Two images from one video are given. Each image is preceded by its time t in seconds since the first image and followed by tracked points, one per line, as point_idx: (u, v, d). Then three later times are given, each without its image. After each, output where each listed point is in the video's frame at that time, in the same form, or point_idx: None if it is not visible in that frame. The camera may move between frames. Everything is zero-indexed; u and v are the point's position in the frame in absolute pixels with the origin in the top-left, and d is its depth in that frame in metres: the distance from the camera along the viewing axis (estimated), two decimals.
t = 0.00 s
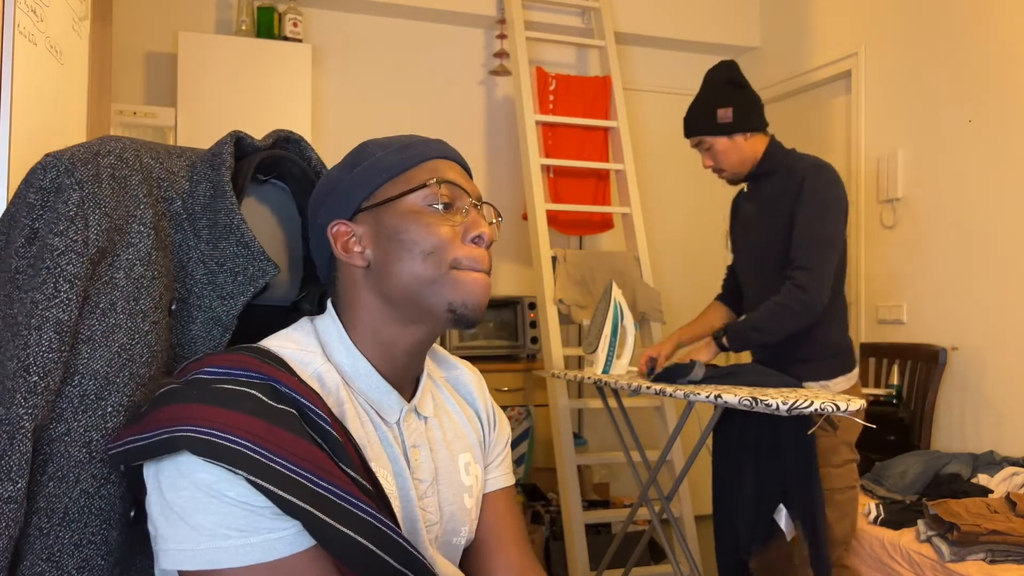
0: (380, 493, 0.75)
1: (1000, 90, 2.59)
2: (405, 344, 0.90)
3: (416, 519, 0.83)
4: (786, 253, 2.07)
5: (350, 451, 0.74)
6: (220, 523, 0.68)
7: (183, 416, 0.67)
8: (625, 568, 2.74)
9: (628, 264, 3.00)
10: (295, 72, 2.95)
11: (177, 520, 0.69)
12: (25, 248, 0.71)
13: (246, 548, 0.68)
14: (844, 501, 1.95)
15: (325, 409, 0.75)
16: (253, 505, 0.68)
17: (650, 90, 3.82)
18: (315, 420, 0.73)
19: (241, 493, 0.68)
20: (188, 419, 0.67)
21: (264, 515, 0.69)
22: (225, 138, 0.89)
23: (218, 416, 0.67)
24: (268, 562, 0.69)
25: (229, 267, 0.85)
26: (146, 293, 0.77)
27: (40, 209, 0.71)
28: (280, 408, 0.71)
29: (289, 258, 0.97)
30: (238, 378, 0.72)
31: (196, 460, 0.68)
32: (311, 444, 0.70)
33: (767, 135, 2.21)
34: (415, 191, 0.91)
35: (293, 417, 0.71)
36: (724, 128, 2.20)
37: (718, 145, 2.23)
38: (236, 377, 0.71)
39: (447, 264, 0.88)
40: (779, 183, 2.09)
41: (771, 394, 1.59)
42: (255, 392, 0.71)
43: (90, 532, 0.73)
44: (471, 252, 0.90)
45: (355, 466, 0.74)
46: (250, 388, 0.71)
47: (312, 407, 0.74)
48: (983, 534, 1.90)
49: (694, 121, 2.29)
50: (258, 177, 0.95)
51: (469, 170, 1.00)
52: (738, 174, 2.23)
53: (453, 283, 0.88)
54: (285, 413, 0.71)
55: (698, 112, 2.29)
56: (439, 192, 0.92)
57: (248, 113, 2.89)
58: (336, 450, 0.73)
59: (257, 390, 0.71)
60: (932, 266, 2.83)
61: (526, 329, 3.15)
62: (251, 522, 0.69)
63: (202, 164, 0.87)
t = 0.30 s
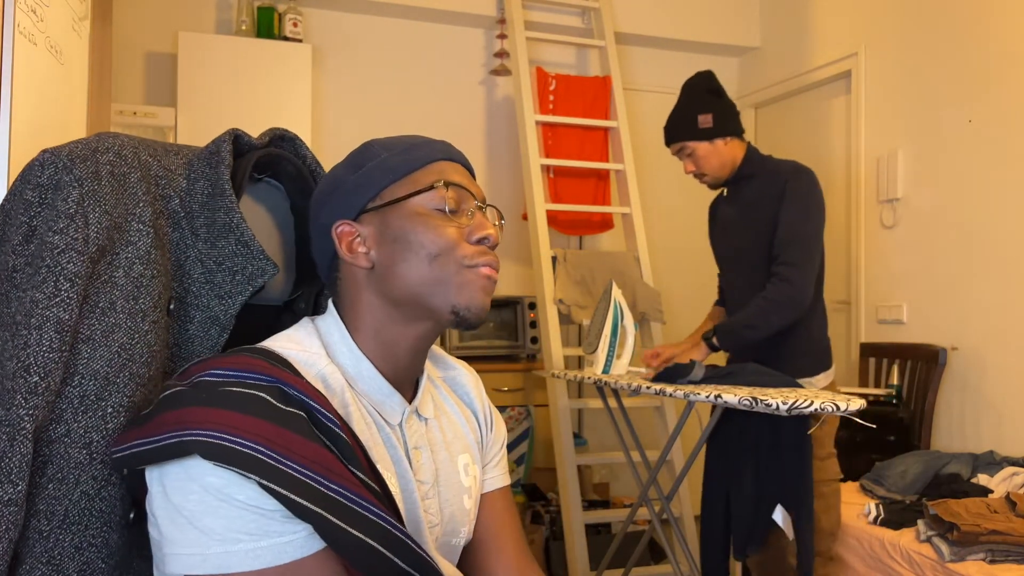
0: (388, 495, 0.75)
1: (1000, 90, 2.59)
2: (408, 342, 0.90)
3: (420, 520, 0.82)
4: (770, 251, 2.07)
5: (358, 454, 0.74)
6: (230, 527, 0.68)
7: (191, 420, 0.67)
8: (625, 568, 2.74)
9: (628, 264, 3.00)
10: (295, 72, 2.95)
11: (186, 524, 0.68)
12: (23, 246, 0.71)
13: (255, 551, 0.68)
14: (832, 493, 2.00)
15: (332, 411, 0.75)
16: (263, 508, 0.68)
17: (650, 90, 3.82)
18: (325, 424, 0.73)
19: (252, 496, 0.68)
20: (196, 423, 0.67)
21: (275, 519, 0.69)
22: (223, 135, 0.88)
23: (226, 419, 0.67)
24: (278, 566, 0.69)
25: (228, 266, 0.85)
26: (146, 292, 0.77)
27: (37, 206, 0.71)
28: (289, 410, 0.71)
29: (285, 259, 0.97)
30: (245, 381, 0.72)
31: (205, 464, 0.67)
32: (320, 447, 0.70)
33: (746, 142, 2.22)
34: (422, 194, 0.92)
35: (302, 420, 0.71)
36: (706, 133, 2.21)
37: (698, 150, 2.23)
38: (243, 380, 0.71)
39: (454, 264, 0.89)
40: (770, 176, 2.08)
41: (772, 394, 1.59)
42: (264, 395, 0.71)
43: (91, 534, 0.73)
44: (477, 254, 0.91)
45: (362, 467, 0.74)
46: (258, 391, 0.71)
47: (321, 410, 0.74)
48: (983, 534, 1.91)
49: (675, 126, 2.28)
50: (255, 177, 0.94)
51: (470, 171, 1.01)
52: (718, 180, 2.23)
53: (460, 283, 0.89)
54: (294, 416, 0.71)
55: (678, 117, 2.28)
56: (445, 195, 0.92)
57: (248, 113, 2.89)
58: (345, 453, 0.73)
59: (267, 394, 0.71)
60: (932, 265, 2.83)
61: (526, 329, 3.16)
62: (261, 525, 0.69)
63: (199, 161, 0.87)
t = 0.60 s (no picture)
0: (388, 496, 0.75)
1: (1001, 89, 2.59)
2: (408, 341, 0.90)
3: (421, 521, 0.82)
4: (763, 246, 2.06)
5: (358, 454, 0.74)
6: (230, 528, 0.68)
7: (190, 421, 0.67)
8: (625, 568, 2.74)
9: (628, 264, 3.00)
10: (295, 72, 2.95)
11: (186, 526, 0.68)
12: (23, 245, 0.71)
13: (256, 553, 0.68)
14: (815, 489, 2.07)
15: (334, 412, 0.75)
16: (263, 509, 0.68)
17: (649, 90, 3.82)
18: (325, 425, 0.73)
19: (252, 497, 0.68)
20: (196, 424, 0.67)
21: (275, 520, 0.69)
22: (224, 135, 0.88)
23: (226, 420, 0.67)
24: (278, 567, 0.69)
25: (228, 266, 0.85)
26: (146, 291, 0.77)
27: (38, 205, 0.72)
28: (289, 412, 0.71)
29: (286, 260, 0.97)
30: (246, 382, 0.72)
31: (206, 465, 0.68)
32: (321, 448, 0.70)
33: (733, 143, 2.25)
34: (425, 195, 0.92)
35: (303, 421, 0.71)
36: (698, 136, 2.21)
37: (690, 153, 2.24)
38: (244, 380, 0.72)
39: (455, 266, 0.89)
40: (768, 174, 2.08)
41: (771, 394, 1.59)
42: (265, 396, 0.71)
43: (91, 534, 0.73)
44: (478, 256, 0.91)
45: (363, 468, 0.74)
46: (259, 392, 0.71)
47: (322, 411, 0.74)
48: (983, 534, 1.91)
49: (667, 129, 2.29)
50: (255, 176, 0.94)
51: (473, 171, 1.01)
52: (709, 183, 2.25)
53: (461, 284, 0.89)
54: (295, 417, 0.71)
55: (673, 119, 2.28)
56: (447, 197, 0.92)
57: (248, 113, 2.89)
58: (345, 454, 0.73)
59: (267, 395, 0.71)
60: (932, 266, 2.83)
61: (526, 329, 3.16)
62: (261, 526, 0.69)
63: (200, 161, 0.87)
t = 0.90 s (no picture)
0: (387, 497, 0.75)
1: (1001, 89, 2.59)
2: (409, 342, 0.90)
3: (420, 520, 0.83)
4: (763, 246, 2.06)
5: (358, 454, 0.74)
6: (229, 528, 0.68)
7: (189, 421, 0.67)
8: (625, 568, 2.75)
9: (628, 264, 3.00)
10: (295, 72, 2.95)
11: (186, 525, 0.68)
12: (24, 245, 0.71)
13: (255, 553, 0.68)
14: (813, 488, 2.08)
15: (333, 412, 0.75)
16: (262, 509, 0.69)
17: (649, 90, 3.82)
18: (325, 425, 0.73)
19: (251, 497, 0.68)
20: (197, 424, 0.67)
21: (274, 520, 0.69)
22: (226, 135, 0.89)
23: (226, 420, 0.67)
24: (277, 567, 0.69)
25: (228, 266, 0.85)
26: (147, 292, 0.77)
27: (38, 206, 0.72)
28: (289, 412, 0.71)
29: (286, 259, 0.97)
30: (246, 381, 0.72)
31: (206, 465, 0.68)
32: (320, 448, 0.70)
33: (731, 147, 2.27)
34: (425, 196, 0.92)
35: (303, 422, 0.71)
36: (708, 135, 2.19)
37: (696, 152, 2.22)
38: (245, 380, 0.72)
39: (455, 268, 0.89)
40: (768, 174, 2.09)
41: (771, 394, 1.59)
42: (265, 396, 0.71)
43: (91, 534, 0.73)
44: (478, 258, 0.91)
45: (363, 468, 0.74)
46: (260, 392, 0.71)
47: (322, 411, 0.74)
48: (983, 534, 1.91)
49: (673, 127, 2.25)
50: (256, 177, 0.94)
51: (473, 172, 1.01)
52: (710, 183, 2.25)
53: (461, 285, 0.89)
54: (295, 418, 0.71)
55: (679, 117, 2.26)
56: (448, 199, 0.93)
57: (248, 113, 2.89)
58: (345, 454, 0.73)
59: (267, 395, 0.71)
60: (932, 266, 2.83)
61: (526, 329, 3.16)
62: (260, 526, 0.69)
63: (201, 161, 0.87)
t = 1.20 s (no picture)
0: (387, 495, 0.75)
1: (1000, 90, 2.59)
2: (409, 340, 0.90)
3: (421, 519, 0.82)
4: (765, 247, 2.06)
5: (357, 453, 0.74)
6: (229, 526, 0.68)
7: (189, 420, 0.67)
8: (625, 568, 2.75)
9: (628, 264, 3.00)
10: (295, 72, 2.95)
11: (186, 524, 0.68)
12: (25, 245, 0.71)
13: (253, 551, 0.68)
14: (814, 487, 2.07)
15: (333, 411, 0.75)
16: (262, 507, 0.68)
17: (649, 90, 3.82)
18: (324, 424, 0.73)
19: (251, 495, 0.68)
20: (199, 422, 0.67)
21: (274, 518, 0.69)
22: (228, 133, 0.89)
23: (226, 419, 0.67)
24: (277, 565, 0.69)
25: (229, 266, 0.85)
26: (148, 291, 0.77)
27: (39, 205, 0.71)
28: (289, 410, 0.71)
29: (287, 259, 0.97)
30: (246, 380, 0.72)
31: (207, 463, 0.68)
32: (320, 446, 0.70)
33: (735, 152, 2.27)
34: (417, 189, 0.92)
35: (303, 420, 0.71)
36: (725, 137, 2.18)
37: (713, 152, 2.19)
38: (244, 379, 0.72)
39: (451, 260, 0.89)
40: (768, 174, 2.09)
41: (771, 394, 1.59)
42: (265, 395, 0.71)
43: (92, 534, 0.73)
44: (474, 248, 0.91)
45: (363, 467, 0.74)
46: (260, 391, 0.71)
47: (322, 410, 0.74)
48: (983, 534, 1.91)
49: (689, 125, 2.22)
50: (257, 176, 0.94)
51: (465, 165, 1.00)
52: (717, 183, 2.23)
53: (459, 277, 0.89)
54: (296, 416, 0.71)
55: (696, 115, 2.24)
56: (439, 191, 0.92)
57: (248, 113, 2.89)
58: (345, 452, 0.73)
59: (268, 394, 0.71)
60: (931, 266, 2.83)
61: (525, 329, 3.17)
62: (259, 524, 0.69)
63: (201, 160, 0.87)
